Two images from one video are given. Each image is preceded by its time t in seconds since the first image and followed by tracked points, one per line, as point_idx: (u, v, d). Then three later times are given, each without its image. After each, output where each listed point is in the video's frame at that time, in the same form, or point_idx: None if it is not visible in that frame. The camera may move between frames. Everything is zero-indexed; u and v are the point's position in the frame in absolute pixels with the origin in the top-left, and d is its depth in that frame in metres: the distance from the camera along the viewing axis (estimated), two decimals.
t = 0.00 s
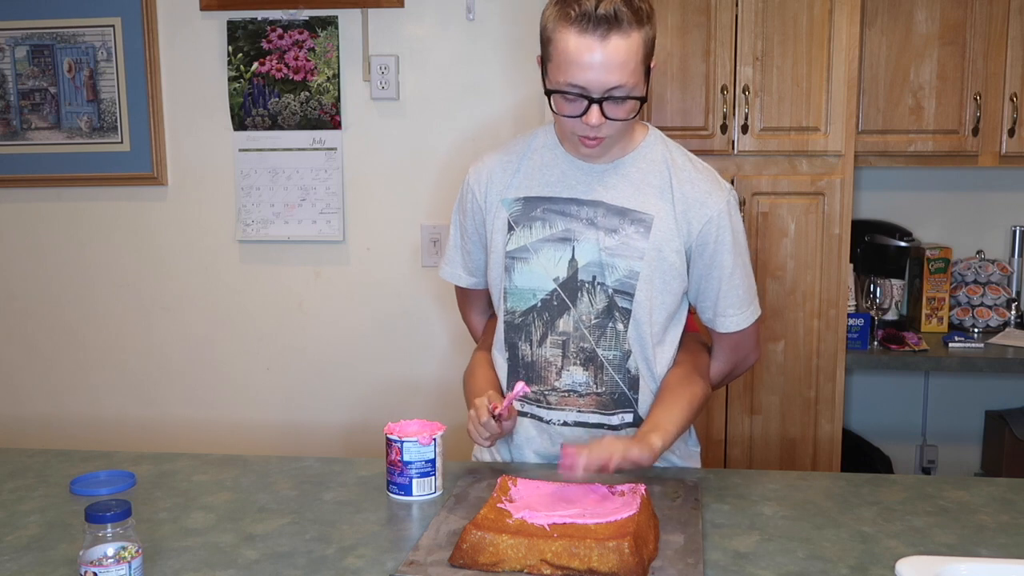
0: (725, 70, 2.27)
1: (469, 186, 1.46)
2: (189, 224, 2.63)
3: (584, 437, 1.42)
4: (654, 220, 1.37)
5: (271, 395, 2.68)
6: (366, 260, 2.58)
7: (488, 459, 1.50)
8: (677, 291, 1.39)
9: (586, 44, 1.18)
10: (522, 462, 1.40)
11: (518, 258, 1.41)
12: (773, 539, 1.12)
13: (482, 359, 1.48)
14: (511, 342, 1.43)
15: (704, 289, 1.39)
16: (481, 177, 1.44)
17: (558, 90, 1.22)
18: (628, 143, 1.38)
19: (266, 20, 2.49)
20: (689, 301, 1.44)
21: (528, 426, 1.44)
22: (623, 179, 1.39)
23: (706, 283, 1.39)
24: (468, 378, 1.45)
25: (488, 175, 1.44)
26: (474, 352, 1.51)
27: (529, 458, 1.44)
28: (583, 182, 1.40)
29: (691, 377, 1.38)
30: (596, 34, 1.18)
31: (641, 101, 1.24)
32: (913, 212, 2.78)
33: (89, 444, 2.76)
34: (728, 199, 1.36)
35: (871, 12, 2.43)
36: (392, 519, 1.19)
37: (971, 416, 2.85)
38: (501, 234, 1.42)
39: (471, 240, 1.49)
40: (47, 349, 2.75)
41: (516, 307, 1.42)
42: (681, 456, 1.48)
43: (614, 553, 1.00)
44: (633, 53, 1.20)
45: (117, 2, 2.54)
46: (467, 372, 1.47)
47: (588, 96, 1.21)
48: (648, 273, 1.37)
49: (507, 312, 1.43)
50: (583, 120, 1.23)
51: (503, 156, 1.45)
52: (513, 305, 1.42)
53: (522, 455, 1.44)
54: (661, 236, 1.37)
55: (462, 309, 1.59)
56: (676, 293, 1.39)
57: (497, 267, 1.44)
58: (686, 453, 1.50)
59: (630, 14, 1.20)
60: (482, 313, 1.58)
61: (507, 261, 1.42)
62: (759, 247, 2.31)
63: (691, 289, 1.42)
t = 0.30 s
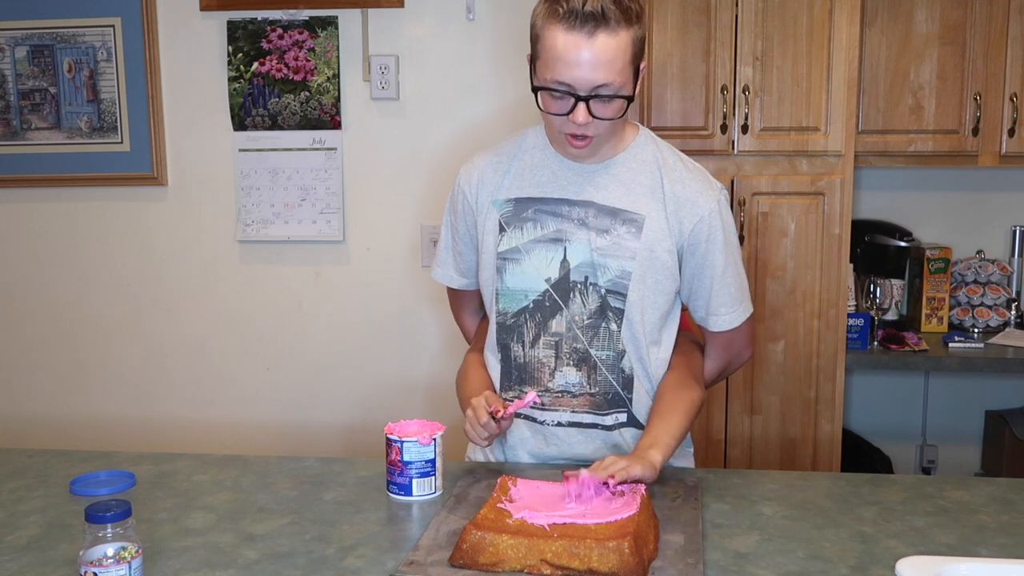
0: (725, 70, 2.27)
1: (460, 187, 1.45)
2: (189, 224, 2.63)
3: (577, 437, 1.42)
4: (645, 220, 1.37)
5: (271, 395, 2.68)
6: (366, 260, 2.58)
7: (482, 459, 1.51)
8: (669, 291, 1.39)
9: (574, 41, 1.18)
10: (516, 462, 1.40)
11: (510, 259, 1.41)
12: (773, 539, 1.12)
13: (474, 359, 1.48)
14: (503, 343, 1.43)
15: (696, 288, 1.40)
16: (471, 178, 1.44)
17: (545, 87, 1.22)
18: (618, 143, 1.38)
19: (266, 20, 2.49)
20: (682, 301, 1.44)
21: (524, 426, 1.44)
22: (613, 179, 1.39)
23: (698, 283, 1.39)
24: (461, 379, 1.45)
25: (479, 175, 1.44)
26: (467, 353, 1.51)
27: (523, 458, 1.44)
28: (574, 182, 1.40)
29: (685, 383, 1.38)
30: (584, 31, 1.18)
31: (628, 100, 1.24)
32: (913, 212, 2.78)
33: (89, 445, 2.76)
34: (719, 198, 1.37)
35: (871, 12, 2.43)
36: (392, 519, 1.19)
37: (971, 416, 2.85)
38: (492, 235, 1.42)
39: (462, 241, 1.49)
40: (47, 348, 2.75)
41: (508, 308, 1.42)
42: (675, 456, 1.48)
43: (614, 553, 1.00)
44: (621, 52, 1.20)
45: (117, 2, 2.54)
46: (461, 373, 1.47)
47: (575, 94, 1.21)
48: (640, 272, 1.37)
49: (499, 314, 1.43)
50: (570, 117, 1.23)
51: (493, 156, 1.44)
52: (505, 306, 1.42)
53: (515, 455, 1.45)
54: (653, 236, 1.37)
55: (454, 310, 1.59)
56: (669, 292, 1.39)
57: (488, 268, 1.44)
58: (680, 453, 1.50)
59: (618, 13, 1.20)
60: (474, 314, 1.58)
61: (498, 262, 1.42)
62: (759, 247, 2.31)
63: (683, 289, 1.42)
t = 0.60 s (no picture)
0: (725, 70, 2.27)
1: (456, 195, 1.45)
2: (189, 224, 2.63)
3: (586, 437, 1.42)
4: (646, 218, 1.37)
5: (271, 395, 2.68)
6: (366, 259, 2.58)
7: (487, 459, 1.50)
8: (672, 286, 1.40)
9: (570, 47, 1.18)
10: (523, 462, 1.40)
11: (513, 263, 1.41)
12: (773, 539, 1.12)
13: (479, 363, 1.47)
14: (508, 347, 1.43)
15: (697, 281, 1.40)
16: (468, 184, 1.44)
17: (542, 93, 1.22)
18: (614, 143, 1.38)
19: (266, 20, 2.49)
20: (681, 296, 1.45)
21: (533, 428, 1.44)
22: (612, 179, 1.39)
23: (699, 275, 1.40)
24: (466, 381, 1.45)
25: (476, 182, 1.43)
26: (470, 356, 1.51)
27: (531, 458, 1.44)
28: (575, 183, 1.39)
29: (688, 375, 1.38)
30: (579, 38, 1.18)
31: (625, 104, 1.24)
32: (913, 212, 2.78)
33: (90, 444, 2.76)
34: (716, 191, 1.37)
35: (871, 12, 2.43)
36: (392, 519, 1.19)
37: (971, 416, 2.85)
38: (493, 240, 1.42)
39: (460, 248, 1.48)
40: (47, 348, 2.75)
41: (513, 312, 1.42)
42: (682, 452, 1.48)
43: (614, 553, 1.00)
44: (617, 57, 1.20)
45: (117, 2, 2.54)
46: (466, 376, 1.46)
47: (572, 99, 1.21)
48: (644, 271, 1.38)
49: (503, 318, 1.43)
50: (567, 123, 1.23)
51: (489, 160, 1.44)
52: (509, 310, 1.42)
53: (524, 455, 1.44)
54: (654, 233, 1.37)
55: (450, 316, 1.59)
56: (671, 288, 1.40)
57: (490, 273, 1.43)
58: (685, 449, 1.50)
59: (614, 18, 1.20)
60: (471, 319, 1.58)
61: (501, 266, 1.42)
62: (759, 247, 2.31)
63: (683, 283, 1.43)
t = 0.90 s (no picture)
0: (725, 70, 2.27)
1: (460, 192, 1.45)
2: (189, 223, 2.63)
3: (588, 433, 1.42)
4: (650, 215, 1.37)
5: (271, 395, 2.68)
6: (366, 259, 2.58)
7: (488, 459, 1.50)
8: (676, 284, 1.40)
9: (575, 41, 1.19)
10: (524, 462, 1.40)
11: (516, 259, 1.41)
12: (773, 539, 1.11)
13: (480, 362, 1.47)
14: (511, 343, 1.43)
15: (700, 280, 1.40)
16: (472, 180, 1.44)
17: (548, 87, 1.22)
18: (618, 141, 1.38)
19: (266, 20, 2.49)
20: (683, 295, 1.45)
21: (535, 426, 1.44)
22: (616, 176, 1.39)
23: (702, 274, 1.40)
24: (468, 380, 1.45)
25: (480, 179, 1.44)
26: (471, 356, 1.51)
27: (532, 456, 1.44)
28: (579, 179, 1.40)
29: (687, 375, 1.38)
30: (584, 32, 1.19)
31: (630, 98, 1.24)
32: (913, 212, 2.78)
33: (90, 444, 2.76)
34: (720, 190, 1.37)
35: (871, 12, 2.43)
36: (393, 519, 1.19)
37: (971, 416, 2.85)
38: (497, 237, 1.42)
39: (463, 245, 1.48)
40: (47, 348, 2.75)
41: (516, 308, 1.42)
42: (681, 450, 1.48)
43: (614, 553, 1.00)
44: (621, 50, 1.20)
45: (117, 2, 2.54)
46: (467, 377, 1.46)
47: (577, 93, 1.21)
48: (647, 268, 1.38)
49: (506, 314, 1.43)
50: (573, 117, 1.23)
51: (494, 158, 1.44)
52: (513, 307, 1.42)
53: (525, 454, 1.44)
54: (658, 230, 1.37)
55: (452, 315, 1.59)
56: (675, 286, 1.40)
57: (493, 269, 1.43)
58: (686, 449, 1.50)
59: (618, 13, 1.21)
60: (472, 318, 1.58)
61: (505, 263, 1.42)
62: (759, 247, 2.31)
63: (686, 282, 1.43)
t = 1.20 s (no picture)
0: (725, 70, 2.27)
1: (464, 188, 1.46)
2: (189, 223, 2.63)
3: (583, 431, 1.42)
4: (650, 215, 1.37)
5: (271, 395, 2.68)
6: (366, 259, 2.58)
7: (485, 459, 1.50)
8: (675, 285, 1.40)
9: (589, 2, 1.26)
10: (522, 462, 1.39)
11: (516, 255, 1.41)
12: (773, 539, 1.11)
13: (479, 360, 1.48)
14: (510, 340, 1.43)
15: (701, 284, 1.41)
16: (476, 177, 1.45)
17: (558, 44, 1.27)
18: (621, 140, 1.40)
19: (266, 20, 2.49)
20: (684, 298, 1.45)
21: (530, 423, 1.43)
22: (617, 176, 1.39)
23: (702, 278, 1.40)
24: (467, 377, 1.45)
25: (484, 175, 1.44)
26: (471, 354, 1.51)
27: (529, 457, 1.45)
28: (580, 177, 1.40)
29: (686, 380, 1.37)
30: None
31: (637, 67, 1.28)
32: (913, 212, 2.78)
33: (90, 444, 2.76)
34: (721, 193, 1.38)
35: (871, 12, 2.43)
36: (393, 519, 1.19)
37: (971, 416, 2.85)
38: (497, 233, 1.42)
39: (466, 241, 1.49)
40: (47, 347, 2.75)
41: (515, 305, 1.42)
42: (678, 453, 1.48)
43: (614, 553, 1.00)
44: (633, 21, 1.27)
45: (117, 2, 2.54)
46: (465, 374, 1.46)
47: (586, 48, 1.26)
48: (646, 268, 1.38)
49: (505, 310, 1.43)
50: (580, 72, 1.26)
51: (498, 155, 1.45)
52: (511, 303, 1.42)
53: (522, 456, 1.45)
54: (658, 230, 1.37)
55: (455, 313, 1.60)
56: (675, 288, 1.40)
57: (493, 265, 1.43)
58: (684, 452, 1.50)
59: None
60: (475, 317, 1.59)
61: (504, 259, 1.42)
62: (759, 247, 2.31)
63: (686, 285, 1.43)
